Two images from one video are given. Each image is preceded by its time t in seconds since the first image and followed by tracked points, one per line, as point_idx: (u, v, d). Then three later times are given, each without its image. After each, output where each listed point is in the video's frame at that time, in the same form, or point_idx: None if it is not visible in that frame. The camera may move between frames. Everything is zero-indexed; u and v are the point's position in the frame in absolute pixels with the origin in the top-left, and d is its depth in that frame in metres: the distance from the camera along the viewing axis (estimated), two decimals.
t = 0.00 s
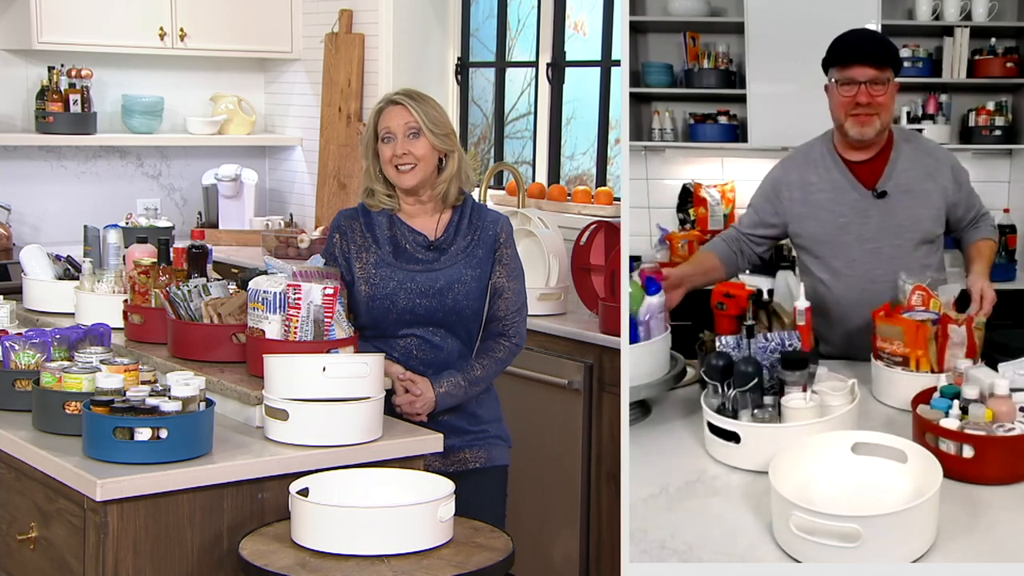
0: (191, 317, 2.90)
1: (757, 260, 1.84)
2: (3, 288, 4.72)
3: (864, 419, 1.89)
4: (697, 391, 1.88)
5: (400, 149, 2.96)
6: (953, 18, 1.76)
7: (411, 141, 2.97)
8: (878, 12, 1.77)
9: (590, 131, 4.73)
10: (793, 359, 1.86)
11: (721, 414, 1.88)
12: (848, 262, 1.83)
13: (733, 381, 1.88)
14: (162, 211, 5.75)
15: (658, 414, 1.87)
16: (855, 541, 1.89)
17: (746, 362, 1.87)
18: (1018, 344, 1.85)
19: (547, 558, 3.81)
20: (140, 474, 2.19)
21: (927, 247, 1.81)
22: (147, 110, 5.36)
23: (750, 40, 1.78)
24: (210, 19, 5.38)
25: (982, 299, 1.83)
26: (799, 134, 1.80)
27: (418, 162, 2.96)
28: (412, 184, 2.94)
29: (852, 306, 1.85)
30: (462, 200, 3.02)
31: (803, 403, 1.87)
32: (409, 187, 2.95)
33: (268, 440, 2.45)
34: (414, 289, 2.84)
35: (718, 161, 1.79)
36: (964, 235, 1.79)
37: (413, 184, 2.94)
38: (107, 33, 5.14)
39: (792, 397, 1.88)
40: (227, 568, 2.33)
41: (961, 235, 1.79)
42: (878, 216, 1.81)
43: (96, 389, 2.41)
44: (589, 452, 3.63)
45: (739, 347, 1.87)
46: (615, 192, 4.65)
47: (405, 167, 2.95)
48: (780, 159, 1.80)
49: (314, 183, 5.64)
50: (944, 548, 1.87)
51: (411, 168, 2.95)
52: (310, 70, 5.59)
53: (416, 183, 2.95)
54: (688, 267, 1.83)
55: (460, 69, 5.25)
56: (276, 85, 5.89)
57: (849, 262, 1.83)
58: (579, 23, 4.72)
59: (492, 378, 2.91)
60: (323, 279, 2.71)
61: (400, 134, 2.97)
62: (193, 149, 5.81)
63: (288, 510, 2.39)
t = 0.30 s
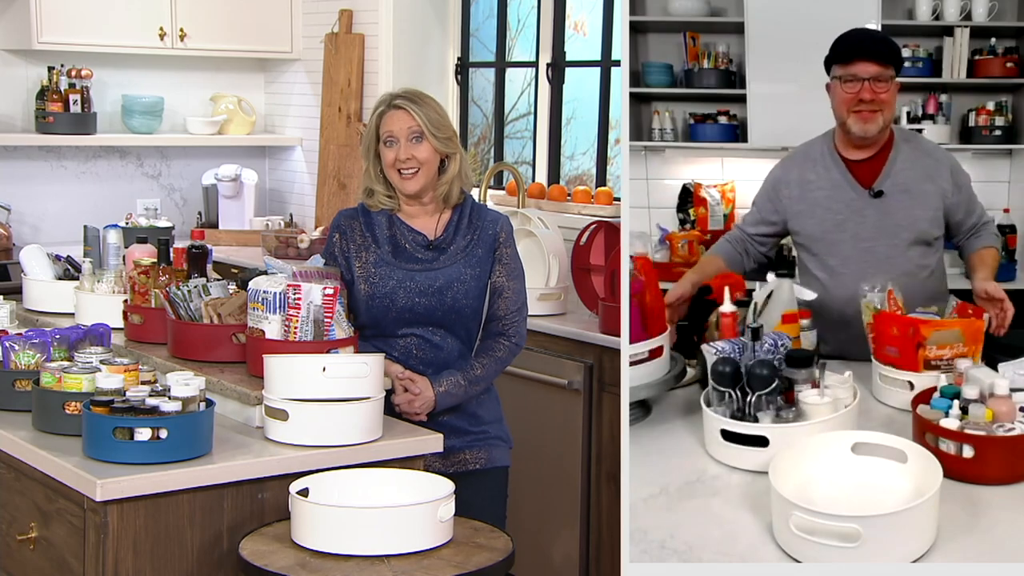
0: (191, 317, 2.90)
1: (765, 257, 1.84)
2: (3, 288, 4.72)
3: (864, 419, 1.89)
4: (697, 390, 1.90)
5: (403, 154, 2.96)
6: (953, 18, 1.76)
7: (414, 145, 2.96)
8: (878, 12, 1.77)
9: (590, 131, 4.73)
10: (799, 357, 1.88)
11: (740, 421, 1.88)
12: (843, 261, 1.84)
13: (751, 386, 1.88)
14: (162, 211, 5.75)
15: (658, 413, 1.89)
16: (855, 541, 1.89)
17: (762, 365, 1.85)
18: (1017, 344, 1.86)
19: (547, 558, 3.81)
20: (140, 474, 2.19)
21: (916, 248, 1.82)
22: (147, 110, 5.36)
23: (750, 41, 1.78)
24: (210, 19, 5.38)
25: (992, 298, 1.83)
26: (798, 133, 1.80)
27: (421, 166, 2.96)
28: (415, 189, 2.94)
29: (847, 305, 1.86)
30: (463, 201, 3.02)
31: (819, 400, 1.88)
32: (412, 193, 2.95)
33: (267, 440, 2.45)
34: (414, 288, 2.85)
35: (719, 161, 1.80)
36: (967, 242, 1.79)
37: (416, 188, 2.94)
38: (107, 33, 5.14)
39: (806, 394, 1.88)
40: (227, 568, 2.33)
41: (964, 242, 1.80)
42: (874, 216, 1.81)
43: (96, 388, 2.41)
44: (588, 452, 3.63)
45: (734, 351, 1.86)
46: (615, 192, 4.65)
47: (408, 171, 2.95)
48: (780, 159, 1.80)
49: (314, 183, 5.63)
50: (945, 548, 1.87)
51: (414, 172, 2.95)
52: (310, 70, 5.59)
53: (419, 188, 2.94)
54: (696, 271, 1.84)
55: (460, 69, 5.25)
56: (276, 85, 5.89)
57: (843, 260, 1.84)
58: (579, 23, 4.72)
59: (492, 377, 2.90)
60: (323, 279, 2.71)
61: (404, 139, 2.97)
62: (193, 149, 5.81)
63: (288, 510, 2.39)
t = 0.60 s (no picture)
0: (191, 317, 2.90)
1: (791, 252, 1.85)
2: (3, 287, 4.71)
3: (864, 420, 1.89)
4: (696, 390, 1.90)
5: (404, 148, 2.96)
6: (953, 18, 1.76)
7: (416, 140, 2.97)
8: (878, 13, 1.77)
9: (590, 131, 4.73)
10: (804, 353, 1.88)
11: (766, 423, 1.89)
12: (847, 258, 1.84)
13: (771, 387, 1.88)
14: (161, 211, 5.75)
15: (658, 413, 1.89)
16: (855, 541, 1.89)
17: (779, 366, 1.87)
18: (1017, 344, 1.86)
19: (547, 558, 3.81)
20: (139, 474, 2.19)
21: (920, 247, 1.83)
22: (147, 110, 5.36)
23: (750, 41, 1.78)
24: (210, 19, 5.38)
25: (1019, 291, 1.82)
26: (799, 132, 1.80)
27: (422, 161, 2.97)
28: (416, 183, 2.94)
29: (851, 304, 1.86)
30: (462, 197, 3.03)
31: (831, 395, 1.88)
32: (412, 187, 2.95)
33: (267, 440, 2.45)
34: (413, 284, 2.85)
35: (719, 160, 1.79)
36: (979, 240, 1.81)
37: (417, 183, 2.94)
38: (107, 33, 5.14)
39: (816, 389, 1.88)
40: (227, 568, 2.33)
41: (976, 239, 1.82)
42: (880, 215, 1.82)
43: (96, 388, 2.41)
44: (588, 452, 3.63)
45: (739, 355, 1.87)
46: (615, 192, 4.65)
47: (409, 166, 2.95)
48: (782, 159, 1.80)
49: (314, 183, 5.63)
50: (945, 548, 1.87)
51: (415, 167, 2.96)
52: (310, 70, 5.59)
53: (419, 183, 2.95)
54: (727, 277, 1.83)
55: (460, 69, 5.25)
56: (276, 85, 5.89)
57: (848, 258, 1.84)
58: (579, 23, 4.72)
59: (497, 372, 2.91)
60: (323, 279, 2.71)
61: (405, 134, 2.97)
62: (193, 148, 5.81)
63: (288, 510, 2.39)
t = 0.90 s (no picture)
0: (191, 317, 2.90)
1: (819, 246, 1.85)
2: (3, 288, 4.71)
3: (864, 420, 1.89)
4: (697, 390, 1.88)
5: (405, 139, 2.98)
6: (953, 18, 1.76)
7: (416, 131, 2.99)
8: (878, 12, 1.78)
9: (590, 131, 4.73)
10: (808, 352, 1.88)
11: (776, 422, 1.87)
12: (861, 256, 1.85)
13: (788, 387, 1.85)
14: (161, 211, 5.75)
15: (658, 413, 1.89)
16: (854, 541, 1.89)
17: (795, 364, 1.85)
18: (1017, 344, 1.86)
19: (547, 558, 3.81)
20: (139, 474, 2.19)
21: (936, 251, 1.83)
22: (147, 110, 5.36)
23: (750, 41, 1.79)
24: (210, 20, 5.38)
25: None
26: (801, 135, 1.80)
27: (423, 152, 2.98)
28: (416, 173, 2.96)
29: (862, 303, 1.87)
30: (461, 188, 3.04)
31: (836, 390, 1.89)
32: (412, 178, 2.97)
33: (267, 440, 2.45)
34: (414, 276, 2.86)
35: (718, 161, 1.78)
36: (1009, 249, 1.80)
37: (417, 173, 2.96)
38: (107, 33, 5.14)
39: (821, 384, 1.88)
40: (227, 568, 2.33)
41: (1005, 248, 1.80)
42: (897, 216, 1.82)
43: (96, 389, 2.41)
44: (588, 452, 3.63)
45: (746, 357, 1.85)
46: (615, 192, 4.65)
47: (410, 157, 2.97)
48: (782, 159, 1.80)
49: (314, 183, 5.63)
50: (944, 548, 1.87)
51: (416, 157, 2.97)
52: (310, 70, 5.59)
53: (420, 173, 2.96)
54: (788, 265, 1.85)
55: (460, 69, 5.25)
56: (276, 85, 5.89)
57: (862, 256, 1.85)
58: (579, 23, 4.72)
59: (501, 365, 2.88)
60: (323, 279, 2.71)
61: (406, 125, 2.99)
62: (193, 149, 5.81)
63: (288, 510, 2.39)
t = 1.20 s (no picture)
0: (191, 317, 2.90)
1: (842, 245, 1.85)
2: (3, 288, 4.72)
3: (863, 420, 1.90)
4: (697, 390, 1.90)
5: (423, 131, 2.97)
6: (953, 17, 1.76)
7: (433, 123, 2.98)
8: (878, 13, 1.79)
9: (590, 131, 4.73)
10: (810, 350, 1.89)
11: (790, 420, 1.89)
12: (867, 254, 1.85)
13: (804, 385, 1.86)
14: (162, 211, 5.75)
15: (658, 413, 1.89)
16: (855, 541, 1.89)
17: (805, 361, 1.86)
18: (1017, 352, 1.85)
19: (547, 558, 3.81)
20: (139, 474, 2.19)
21: (938, 258, 1.83)
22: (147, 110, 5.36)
23: (750, 41, 1.79)
24: (210, 20, 5.38)
25: None
26: (801, 135, 1.80)
27: (439, 144, 2.97)
28: (432, 163, 2.95)
29: (863, 303, 1.88)
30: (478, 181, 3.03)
31: (835, 384, 1.89)
32: (428, 168, 2.96)
33: (268, 440, 2.45)
34: (439, 266, 2.90)
35: (719, 161, 1.78)
36: (1011, 270, 1.81)
37: (433, 163, 2.95)
38: (107, 33, 5.14)
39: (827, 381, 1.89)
40: (227, 568, 2.33)
41: (1009, 269, 1.81)
42: (907, 218, 1.83)
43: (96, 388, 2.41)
44: (588, 452, 3.63)
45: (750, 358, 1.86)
46: (615, 192, 4.65)
47: (426, 148, 2.96)
48: (780, 159, 1.79)
49: (314, 183, 5.63)
50: (944, 548, 1.87)
51: (432, 149, 2.96)
52: (310, 70, 5.59)
53: (437, 162, 2.96)
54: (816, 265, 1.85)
55: (460, 69, 5.25)
56: (276, 85, 5.89)
57: (868, 255, 1.85)
58: (579, 23, 4.72)
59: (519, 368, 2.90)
60: (323, 279, 2.74)
61: (422, 117, 2.99)
62: (193, 149, 5.81)
63: (288, 510, 2.39)
